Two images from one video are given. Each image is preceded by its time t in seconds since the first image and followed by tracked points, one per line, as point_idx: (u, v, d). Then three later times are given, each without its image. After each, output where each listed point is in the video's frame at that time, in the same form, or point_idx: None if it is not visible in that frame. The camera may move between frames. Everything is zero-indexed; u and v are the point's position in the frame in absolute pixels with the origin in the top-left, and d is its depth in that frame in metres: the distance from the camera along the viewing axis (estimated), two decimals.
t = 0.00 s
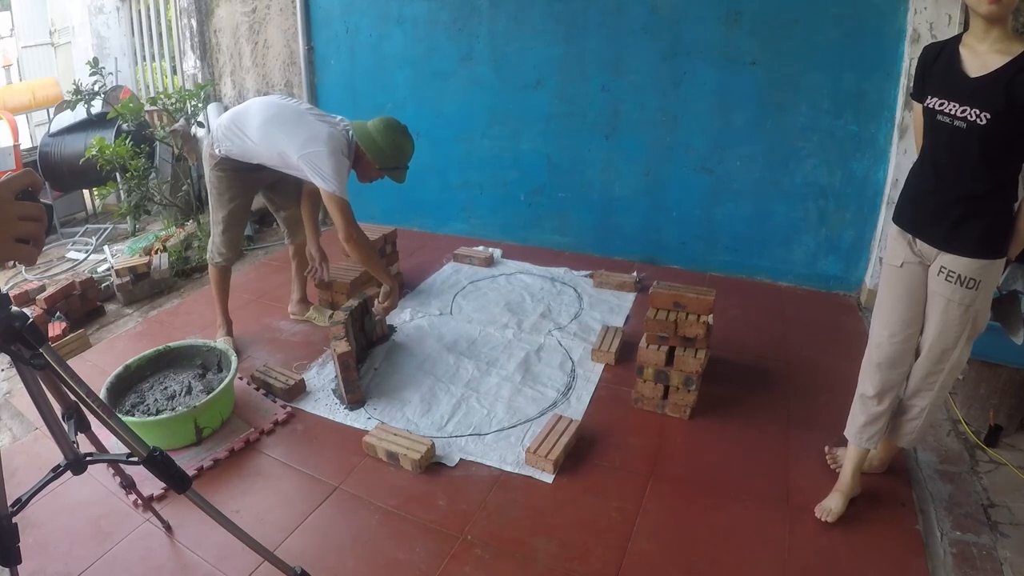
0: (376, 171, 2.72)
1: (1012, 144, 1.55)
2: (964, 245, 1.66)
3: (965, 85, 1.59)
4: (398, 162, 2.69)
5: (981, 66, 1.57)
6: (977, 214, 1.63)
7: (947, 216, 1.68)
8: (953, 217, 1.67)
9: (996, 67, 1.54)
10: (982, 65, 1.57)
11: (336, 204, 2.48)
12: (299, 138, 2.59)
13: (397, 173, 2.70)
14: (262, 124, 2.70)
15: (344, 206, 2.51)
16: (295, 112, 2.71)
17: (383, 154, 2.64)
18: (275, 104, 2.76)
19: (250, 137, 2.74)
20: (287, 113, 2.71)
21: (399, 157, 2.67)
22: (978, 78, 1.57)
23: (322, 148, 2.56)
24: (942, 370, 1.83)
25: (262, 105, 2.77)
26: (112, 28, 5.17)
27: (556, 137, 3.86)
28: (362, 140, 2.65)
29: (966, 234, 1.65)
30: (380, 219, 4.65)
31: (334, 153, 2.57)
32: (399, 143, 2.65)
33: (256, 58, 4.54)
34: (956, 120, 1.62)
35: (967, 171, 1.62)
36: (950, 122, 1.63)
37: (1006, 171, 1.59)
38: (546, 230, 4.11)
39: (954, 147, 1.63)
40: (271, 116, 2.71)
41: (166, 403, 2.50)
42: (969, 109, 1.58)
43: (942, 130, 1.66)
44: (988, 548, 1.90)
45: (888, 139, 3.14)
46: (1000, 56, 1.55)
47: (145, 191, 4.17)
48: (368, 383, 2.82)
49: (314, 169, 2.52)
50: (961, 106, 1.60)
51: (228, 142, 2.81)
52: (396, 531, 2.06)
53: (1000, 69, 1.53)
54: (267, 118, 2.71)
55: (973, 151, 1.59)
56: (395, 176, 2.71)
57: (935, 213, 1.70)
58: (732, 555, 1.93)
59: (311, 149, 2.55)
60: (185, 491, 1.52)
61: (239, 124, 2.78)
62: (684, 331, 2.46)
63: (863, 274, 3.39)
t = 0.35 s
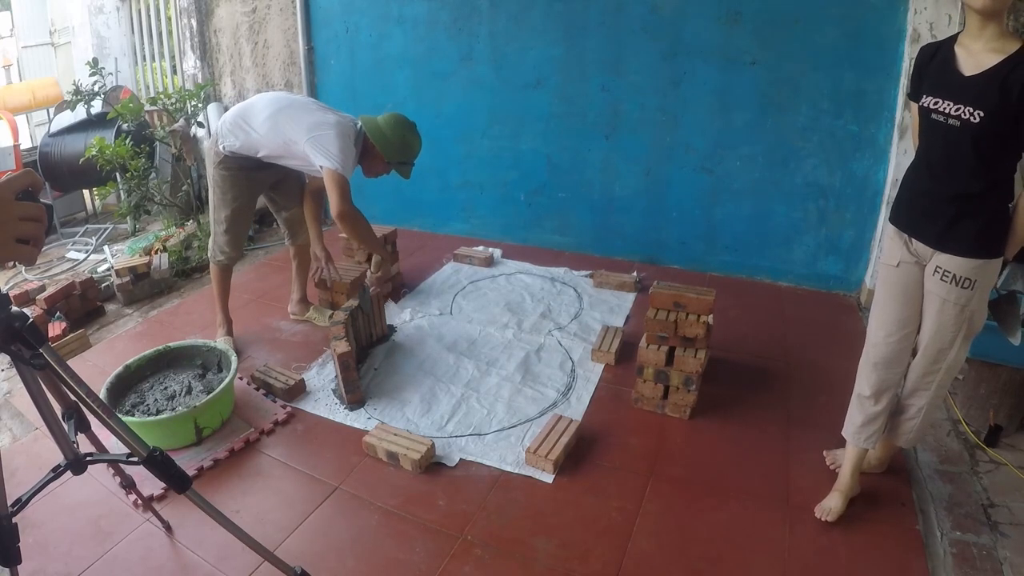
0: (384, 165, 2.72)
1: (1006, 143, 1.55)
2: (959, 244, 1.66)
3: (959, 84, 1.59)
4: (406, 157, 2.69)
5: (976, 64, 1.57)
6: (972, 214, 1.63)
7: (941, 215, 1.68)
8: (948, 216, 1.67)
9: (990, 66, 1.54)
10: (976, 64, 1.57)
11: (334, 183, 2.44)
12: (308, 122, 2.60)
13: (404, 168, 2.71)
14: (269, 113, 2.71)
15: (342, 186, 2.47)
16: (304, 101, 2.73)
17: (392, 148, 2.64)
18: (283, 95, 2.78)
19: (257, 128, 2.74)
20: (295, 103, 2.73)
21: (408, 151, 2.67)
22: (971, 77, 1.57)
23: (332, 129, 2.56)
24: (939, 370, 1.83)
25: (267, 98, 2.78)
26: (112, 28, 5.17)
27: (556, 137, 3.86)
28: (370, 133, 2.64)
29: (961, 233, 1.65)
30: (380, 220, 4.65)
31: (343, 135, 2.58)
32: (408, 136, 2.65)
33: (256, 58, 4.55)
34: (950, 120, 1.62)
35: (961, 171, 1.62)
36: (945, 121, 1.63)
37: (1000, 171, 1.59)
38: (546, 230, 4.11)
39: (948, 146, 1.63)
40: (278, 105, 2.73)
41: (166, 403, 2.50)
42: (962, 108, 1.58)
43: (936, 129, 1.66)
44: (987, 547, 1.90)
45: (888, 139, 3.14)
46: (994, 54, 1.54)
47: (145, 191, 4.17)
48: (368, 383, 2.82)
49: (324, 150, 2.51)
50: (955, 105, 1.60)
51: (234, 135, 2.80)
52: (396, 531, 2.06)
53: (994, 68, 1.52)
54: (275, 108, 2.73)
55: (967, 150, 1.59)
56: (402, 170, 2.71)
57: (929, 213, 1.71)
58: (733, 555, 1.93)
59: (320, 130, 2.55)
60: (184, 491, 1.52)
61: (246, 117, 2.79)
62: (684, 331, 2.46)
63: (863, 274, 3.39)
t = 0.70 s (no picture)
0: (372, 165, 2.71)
1: (1005, 143, 1.55)
2: (958, 245, 1.66)
3: (957, 83, 1.59)
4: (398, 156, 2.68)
5: (974, 64, 1.57)
6: (971, 214, 1.63)
7: (940, 215, 1.68)
8: (947, 217, 1.67)
9: (989, 65, 1.54)
10: (975, 64, 1.57)
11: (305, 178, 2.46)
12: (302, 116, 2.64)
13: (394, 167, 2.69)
14: (264, 110, 2.73)
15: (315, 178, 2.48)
16: (301, 99, 2.78)
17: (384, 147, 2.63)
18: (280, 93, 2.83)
19: (249, 124, 2.75)
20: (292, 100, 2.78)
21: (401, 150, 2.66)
22: (970, 76, 1.57)
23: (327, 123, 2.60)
24: (939, 370, 1.83)
25: (258, 99, 2.79)
26: (112, 28, 5.17)
27: (556, 137, 3.86)
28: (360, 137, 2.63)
29: (961, 233, 1.65)
30: (380, 220, 4.65)
31: (336, 130, 2.61)
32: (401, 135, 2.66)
33: (256, 58, 4.55)
34: (949, 119, 1.62)
35: (961, 170, 1.62)
36: (943, 121, 1.63)
37: (998, 171, 1.59)
38: (546, 230, 4.11)
39: (947, 146, 1.63)
40: (275, 102, 2.76)
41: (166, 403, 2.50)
42: (961, 107, 1.58)
43: (935, 129, 1.66)
44: (988, 547, 1.90)
45: (888, 139, 3.14)
46: (993, 53, 1.54)
47: (145, 191, 4.17)
48: (368, 383, 2.82)
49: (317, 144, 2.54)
50: (954, 105, 1.59)
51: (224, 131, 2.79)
52: (396, 531, 2.06)
53: (993, 67, 1.52)
54: (270, 103, 2.77)
55: (966, 150, 1.59)
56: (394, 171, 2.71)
57: (928, 213, 1.71)
58: (733, 555, 1.93)
59: (314, 123, 2.58)
60: (184, 491, 1.52)
61: (237, 118, 2.80)
62: (684, 331, 2.46)
63: (863, 274, 3.39)
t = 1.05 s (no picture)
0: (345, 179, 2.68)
1: (1002, 143, 1.55)
2: (956, 245, 1.66)
3: (955, 82, 1.59)
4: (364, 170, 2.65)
5: (972, 62, 1.57)
6: (969, 214, 1.63)
7: (938, 216, 1.68)
8: (945, 217, 1.67)
9: (986, 63, 1.53)
10: (972, 62, 1.57)
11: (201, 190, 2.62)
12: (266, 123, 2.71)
13: (357, 181, 2.67)
14: (240, 112, 2.80)
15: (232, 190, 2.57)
16: (275, 103, 2.83)
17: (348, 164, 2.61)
18: (259, 93, 2.89)
19: (227, 126, 2.82)
20: (267, 102, 2.83)
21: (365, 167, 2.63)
22: (967, 75, 1.56)
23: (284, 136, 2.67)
24: (938, 370, 1.83)
25: (237, 101, 2.85)
26: (112, 28, 5.17)
27: (556, 137, 3.86)
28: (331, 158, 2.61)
29: (958, 234, 1.65)
30: (380, 220, 4.65)
31: (292, 142, 2.69)
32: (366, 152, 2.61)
33: (256, 58, 4.55)
34: (946, 119, 1.62)
35: (958, 170, 1.62)
36: (940, 121, 1.63)
37: (996, 171, 1.59)
38: (546, 230, 4.11)
39: (945, 146, 1.63)
40: (249, 102, 2.83)
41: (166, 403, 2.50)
42: (958, 107, 1.58)
43: (933, 129, 1.66)
44: (988, 548, 1.90)
45: (888, 139, 3.14)
46: (990, 52, 1.54)
47: (145, 191, 4.17)
48: (368, 383, 2.82)
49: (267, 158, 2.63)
50: (951, 104, 1.59)
51: (204, 132, 2.84)
52: (396, 531, 2.06)
53: (991, 65, 1.52)
54: (244, 103, 2.83)
55: (963, 150, 1.59)
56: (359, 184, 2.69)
57: (927, 214, 1.71)
58: (732, 555, 1.92)
59: (271, 133, 2.65)
60: (184, 491, 1.52)
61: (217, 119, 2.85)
62: (684, 331, 2.46)
63: (863, 274, 3.39)
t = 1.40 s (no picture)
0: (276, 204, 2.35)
1: (999, 142, 1.55)
2: (954, 245, 1.66)
3: (952, 81, 1.59)
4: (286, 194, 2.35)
5: (969, 61, 1.57)
6: (967, 214, 1.63)
7: (936, 215, 1.68)
8: (944, 217, 1.67)
9: (983, 61, 1.54)
10: (969, 60, 1.57)
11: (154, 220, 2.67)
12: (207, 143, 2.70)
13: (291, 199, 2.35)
14: (199, 122, 2.86)
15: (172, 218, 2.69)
16: (228, 115, 2.79)
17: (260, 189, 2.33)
18: (220, 105, 2.87)
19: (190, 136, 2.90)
20: (221, 115, 2.81)
21: (282, 187, 2.32)
22: (964, 74, 1.57)
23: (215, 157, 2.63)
24: (936, 370, 1.83)
25: (199, 110, 2.90)
26: (112, 28, 5.17)
27: (556, 137, 3.86)
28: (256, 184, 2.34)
29: (956, 233, 1.65)
30: (380, 220, 4.65)
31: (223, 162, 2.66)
32: (279, 171, 2.30)
33: (257, 58, 4.55)
34: (943, 118, 1.62)
35: (955, 170, 1.62)
36: (937, 120, 1.63)
37: (993, 171, 1.59)
38: (546, 230, 4.11)
39: (942, 146, 1.63)
40: (207, 117, 2.84)
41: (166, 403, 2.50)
42: (955, 106, 1.58)
43: (930, 128, 1.66)
44: (988, 547, 1.90)
45: (888, 139, 3.14)
46: (988, 49, 1.54)
47: (145, 191, 4.19)
48: (368, 383, 2.82)
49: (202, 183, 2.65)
50: (949, 104, 1.60)
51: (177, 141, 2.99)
52: (397, 531, 2.06)
53: (988, 64, 1.52)
54: (204, 117, 2.85)
55: (960, 150, 1.59)
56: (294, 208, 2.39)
57: (925, 213, 1.70)
58: (732, 555, 1.93)
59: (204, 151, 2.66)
60: (184, 491, 1.52)
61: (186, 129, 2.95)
62: (684, 331, 2.46)
63: (863, 274, 3.39)
